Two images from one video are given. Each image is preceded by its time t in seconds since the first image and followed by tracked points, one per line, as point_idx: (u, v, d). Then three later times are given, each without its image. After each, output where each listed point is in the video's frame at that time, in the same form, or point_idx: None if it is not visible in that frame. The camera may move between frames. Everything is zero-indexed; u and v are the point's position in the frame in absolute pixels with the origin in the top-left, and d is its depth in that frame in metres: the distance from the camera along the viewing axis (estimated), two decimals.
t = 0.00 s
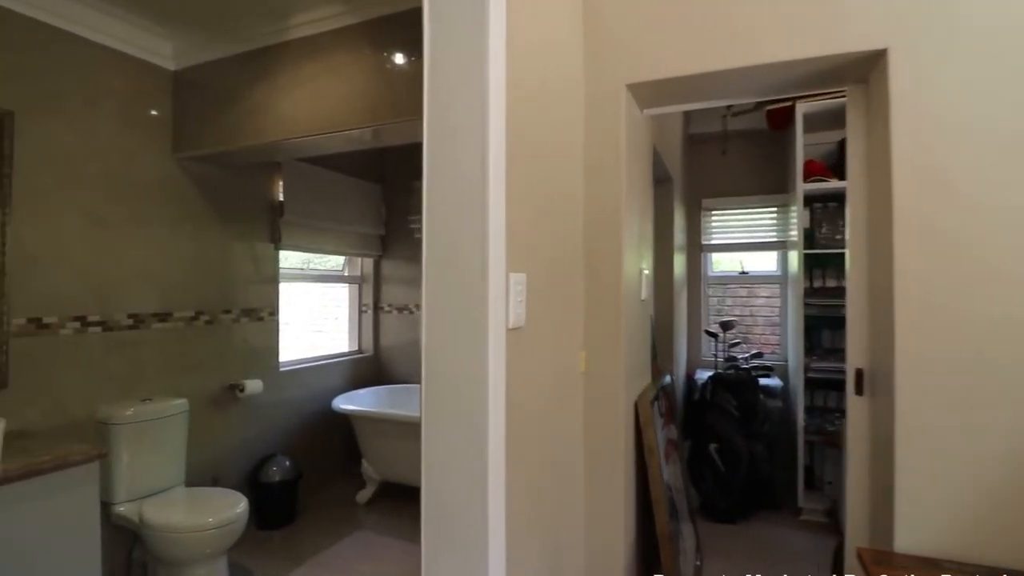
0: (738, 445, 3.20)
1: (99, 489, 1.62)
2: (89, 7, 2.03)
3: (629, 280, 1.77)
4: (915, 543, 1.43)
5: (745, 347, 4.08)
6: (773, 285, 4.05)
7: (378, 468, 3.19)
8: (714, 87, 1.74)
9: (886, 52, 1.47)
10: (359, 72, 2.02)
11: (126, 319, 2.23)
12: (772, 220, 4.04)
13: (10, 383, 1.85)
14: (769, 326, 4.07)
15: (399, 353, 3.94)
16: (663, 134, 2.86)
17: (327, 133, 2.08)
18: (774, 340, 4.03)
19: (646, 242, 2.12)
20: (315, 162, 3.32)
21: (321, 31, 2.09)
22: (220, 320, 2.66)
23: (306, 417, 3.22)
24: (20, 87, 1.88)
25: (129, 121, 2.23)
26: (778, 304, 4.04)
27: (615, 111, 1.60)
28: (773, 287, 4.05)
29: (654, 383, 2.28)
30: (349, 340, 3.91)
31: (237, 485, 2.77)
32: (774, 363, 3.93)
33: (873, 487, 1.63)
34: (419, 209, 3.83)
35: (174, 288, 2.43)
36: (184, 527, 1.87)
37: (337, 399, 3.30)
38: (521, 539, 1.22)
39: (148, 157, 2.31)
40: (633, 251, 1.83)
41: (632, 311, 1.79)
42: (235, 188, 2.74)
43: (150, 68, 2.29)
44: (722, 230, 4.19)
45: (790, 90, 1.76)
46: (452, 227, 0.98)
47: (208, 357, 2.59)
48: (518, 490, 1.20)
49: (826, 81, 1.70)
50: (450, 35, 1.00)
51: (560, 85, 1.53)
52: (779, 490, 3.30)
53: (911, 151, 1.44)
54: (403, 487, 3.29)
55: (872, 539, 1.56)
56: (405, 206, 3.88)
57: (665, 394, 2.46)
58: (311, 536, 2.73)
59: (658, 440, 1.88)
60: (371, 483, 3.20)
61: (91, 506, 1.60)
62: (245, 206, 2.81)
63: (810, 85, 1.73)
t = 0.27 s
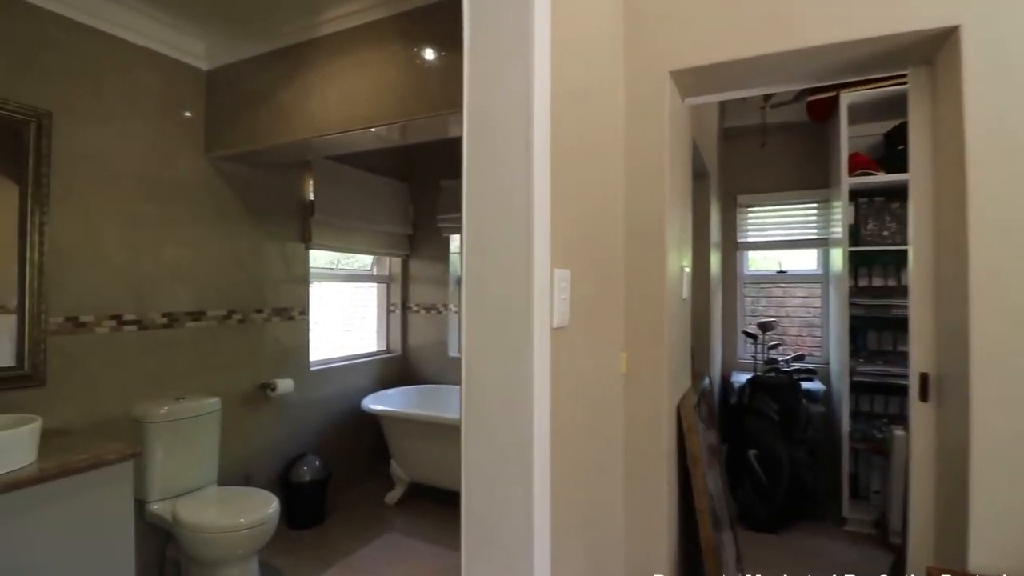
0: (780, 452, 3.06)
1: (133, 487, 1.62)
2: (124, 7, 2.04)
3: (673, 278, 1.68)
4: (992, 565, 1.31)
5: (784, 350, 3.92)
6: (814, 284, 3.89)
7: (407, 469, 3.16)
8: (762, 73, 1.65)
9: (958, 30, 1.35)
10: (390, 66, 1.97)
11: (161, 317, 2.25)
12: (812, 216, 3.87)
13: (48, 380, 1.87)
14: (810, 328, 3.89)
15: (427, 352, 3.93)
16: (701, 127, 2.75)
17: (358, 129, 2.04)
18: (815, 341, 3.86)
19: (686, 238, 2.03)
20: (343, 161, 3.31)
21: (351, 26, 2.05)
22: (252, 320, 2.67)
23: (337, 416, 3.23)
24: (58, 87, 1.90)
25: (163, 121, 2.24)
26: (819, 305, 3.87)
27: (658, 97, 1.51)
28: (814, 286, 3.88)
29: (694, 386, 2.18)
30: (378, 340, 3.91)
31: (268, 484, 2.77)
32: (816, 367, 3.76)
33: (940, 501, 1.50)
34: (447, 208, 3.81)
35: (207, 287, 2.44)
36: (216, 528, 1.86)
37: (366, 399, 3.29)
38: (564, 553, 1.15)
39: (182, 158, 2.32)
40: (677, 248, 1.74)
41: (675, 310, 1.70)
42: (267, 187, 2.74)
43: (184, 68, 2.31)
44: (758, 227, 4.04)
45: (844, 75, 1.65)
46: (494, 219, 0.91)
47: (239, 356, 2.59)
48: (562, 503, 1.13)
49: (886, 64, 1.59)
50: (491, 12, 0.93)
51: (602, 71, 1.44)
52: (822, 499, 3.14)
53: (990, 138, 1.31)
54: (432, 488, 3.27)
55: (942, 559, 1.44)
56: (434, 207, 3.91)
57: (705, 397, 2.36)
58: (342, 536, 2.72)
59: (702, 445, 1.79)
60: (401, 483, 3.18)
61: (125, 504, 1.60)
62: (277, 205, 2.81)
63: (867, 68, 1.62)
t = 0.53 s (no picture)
0: (819, 459, 2.92)
1: (160, 487, 1.61)
2: (154, 7, 2.05)
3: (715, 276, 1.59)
4: None
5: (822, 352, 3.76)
6: (852, 283, 3.73)
7: (432, 470, 3.12)
8: (808, 60, 1.56)
9: None
10: (417, 60, 1.93)
11: (189, 317, 2.25)
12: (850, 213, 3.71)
13: (79, 379, 1.88)
14: (848, 329, 3.73)
15: (451, 352, 3.90)
16: (736, 120, 2.65)
17: (383, 125, 2.01)
18: (854, 343, 3.70)
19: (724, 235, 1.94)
20: (368, 160, 3.30)
21: (376, 21, 2.02)
22: (279, 319, 2.66)
23: (361, 416, 3.22)
24: (89, 87, 1.91)
25: (192, 121, 2.24)
26: (858, 305, 3.71)
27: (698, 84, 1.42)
28: (852, 286, 3.72)
29: (732, 390, 2.09)
30: (402, 340, 3.90)
31: (294, 484, 2.76)
32: (858, 370, 3.60)
33: (1008, 517, 1.39)
34: (471, 207, 3.78)
35: (234, 287, 2.44)
36: (242, 529, 1.84)
37: (390, 399, 3.27)
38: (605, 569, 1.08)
39: (211, 157, 2.33)
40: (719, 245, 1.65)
41: (715, 311, 1.62)
42: (293, 186, 2.74)
43: (211, 68, 2.31)
44: (793, 225, 3.87)
45: (897, 60, 1.55)
46: (535, 211, 0.84)
47: (266, 356, 2.58)
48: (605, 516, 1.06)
49: (946, 48, 1.48)
50: None
51: (643, 58, 1.37)
52: (863, 508, 3.00)
53: None
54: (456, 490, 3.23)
55: None
56: (457, 207, 3.90)
57: (743, 402, 2.26)
58: (367, 537, 2.70)
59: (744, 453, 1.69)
60: (425, 486, 3.14)
61: (152, 504, 1.59)
62: (303, 204, 2.80)
63: (924, 53, 1.52)
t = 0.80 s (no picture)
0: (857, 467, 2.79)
1: (184, 488, 1.60)
2: (180, 8, 2.05)
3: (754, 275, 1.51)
4: None
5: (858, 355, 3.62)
6: (890, 283, 3.57)
7: (454, 473, 3.09)
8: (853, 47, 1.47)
9: None
10: (439, 57, 1.89)
11: (214, 317, 2.25)
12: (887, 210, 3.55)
13: (105, 379, 1.88)
14: (885, 331, 3.58)
15: (473, 352, 3.87)
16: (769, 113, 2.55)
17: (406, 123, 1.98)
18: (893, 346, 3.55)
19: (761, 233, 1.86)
20: (390, 160, 3.28)
21: (399, 17, 1.98)
22: (302, 320, 2.65)
23: (384, 417, 3.20)
24: (115, 87, 1.92)
25: (216, 122, 2.24)
26: (897, 306, 3.55)
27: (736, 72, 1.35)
28: (890, 286, 3.57)
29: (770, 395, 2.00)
30: (424, 340, 3.88)
31: (317, 485, 2.75)
32: (897, 375, 3.45)
33: None
34: (493, 206, 3.75)
35: (259, 287, 2.44)
36: (266, 532, 1.83)
37: (412, 400, 3.24)
38: None
39: (235, 157, 2.33)
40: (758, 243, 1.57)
41: (755, 312, 1.53)
42: (316, 186, 2.73)
43: (235, 67, 2.31)
44: (826, 222, 3.72)
45: (951, 44, 1.45)
46: (572, 202, 0.79)
47: (289, 356, 2.57)
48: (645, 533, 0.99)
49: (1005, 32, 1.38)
50: None
51: (679, 45, 1.30)
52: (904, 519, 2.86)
53: None
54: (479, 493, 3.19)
55: None
56: (479, 206, 3.87)
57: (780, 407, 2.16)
58: (389, 540, 2.67)
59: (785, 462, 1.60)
60: (447, 489, 3.10)
61: (177, 506, 1.58)
62: (326, 204, 2.79)
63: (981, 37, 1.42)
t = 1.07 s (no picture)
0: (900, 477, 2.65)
1: (209, 489, 1.59)
2: (207, 8, 2.06)
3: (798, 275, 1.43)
4: None
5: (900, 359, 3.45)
6: (935, 284, 3.39)
7: (477, 476, 3.05)
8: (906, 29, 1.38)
9: None
10: (463, 52, 1.86)
11: (240, 317, 2.25)
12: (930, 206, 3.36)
13: (133, 378, 1.90)
14: (929, 333, 3.40)
15: (496, 353, 3.83)
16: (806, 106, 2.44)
17: (430, 120, 1.95)
18: (938, 350, 3.37)
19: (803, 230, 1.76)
20: (413, 159, 3.27)
21: (423, 13, 1.95)
22: (327, 319, 2.65)
23: (407, 418, 3.18)
24: (143, 89, 1.93)
25: (242, 122, 2.25)
26: (942, 308, 3.36)
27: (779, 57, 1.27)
28: (935, 286, 3.38)
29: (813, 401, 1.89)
30: (447, 341, 3.86)
31: (342, 486, 2.74)
32: (943, 379, 3.28)
33: None
34: (516, 205, 3.70)
35: (284, 287, 2.44)
36: (290, 534, 1.81)
37: (436, 401, 3.21)
38: None
39: (261, 157, 2.33)
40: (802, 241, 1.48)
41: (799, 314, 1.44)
42: (341, 186, 2.72)
43: (261, 67, 2.31)
44: (864, 220, 3.57)
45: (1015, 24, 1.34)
46: (609, 189, 0.73)
47: (314, 356, 2.57)
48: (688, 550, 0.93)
49: None
50: None
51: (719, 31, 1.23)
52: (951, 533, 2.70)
53: None
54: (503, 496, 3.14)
55: None
56: (503, 205, 3.83)
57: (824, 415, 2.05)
58: (413, 543, 2.65)
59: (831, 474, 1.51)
60: (471, 492, 3.07)
61: (202, 507, 1.57)
62: (350, 204, 2.78)
63: None
